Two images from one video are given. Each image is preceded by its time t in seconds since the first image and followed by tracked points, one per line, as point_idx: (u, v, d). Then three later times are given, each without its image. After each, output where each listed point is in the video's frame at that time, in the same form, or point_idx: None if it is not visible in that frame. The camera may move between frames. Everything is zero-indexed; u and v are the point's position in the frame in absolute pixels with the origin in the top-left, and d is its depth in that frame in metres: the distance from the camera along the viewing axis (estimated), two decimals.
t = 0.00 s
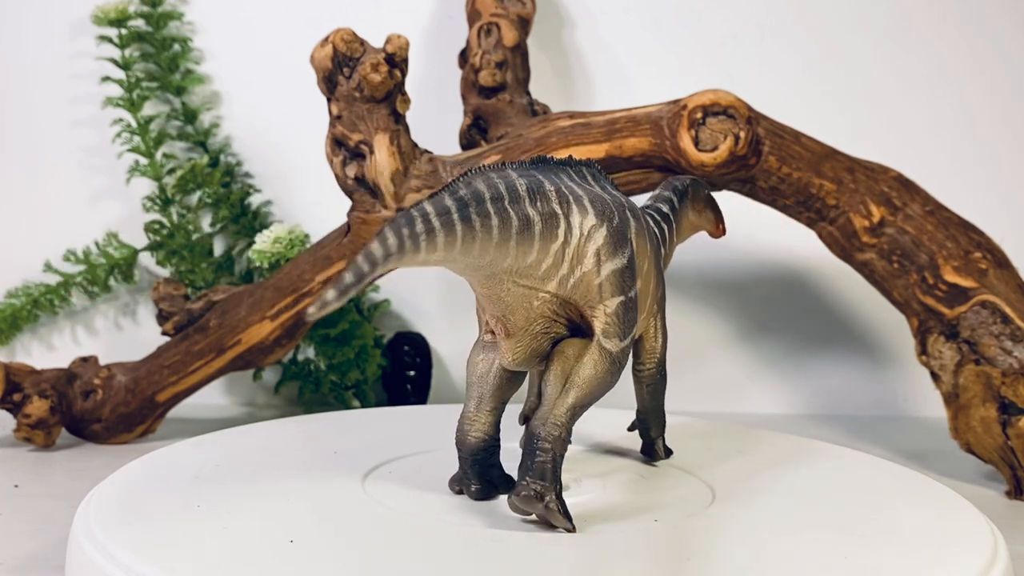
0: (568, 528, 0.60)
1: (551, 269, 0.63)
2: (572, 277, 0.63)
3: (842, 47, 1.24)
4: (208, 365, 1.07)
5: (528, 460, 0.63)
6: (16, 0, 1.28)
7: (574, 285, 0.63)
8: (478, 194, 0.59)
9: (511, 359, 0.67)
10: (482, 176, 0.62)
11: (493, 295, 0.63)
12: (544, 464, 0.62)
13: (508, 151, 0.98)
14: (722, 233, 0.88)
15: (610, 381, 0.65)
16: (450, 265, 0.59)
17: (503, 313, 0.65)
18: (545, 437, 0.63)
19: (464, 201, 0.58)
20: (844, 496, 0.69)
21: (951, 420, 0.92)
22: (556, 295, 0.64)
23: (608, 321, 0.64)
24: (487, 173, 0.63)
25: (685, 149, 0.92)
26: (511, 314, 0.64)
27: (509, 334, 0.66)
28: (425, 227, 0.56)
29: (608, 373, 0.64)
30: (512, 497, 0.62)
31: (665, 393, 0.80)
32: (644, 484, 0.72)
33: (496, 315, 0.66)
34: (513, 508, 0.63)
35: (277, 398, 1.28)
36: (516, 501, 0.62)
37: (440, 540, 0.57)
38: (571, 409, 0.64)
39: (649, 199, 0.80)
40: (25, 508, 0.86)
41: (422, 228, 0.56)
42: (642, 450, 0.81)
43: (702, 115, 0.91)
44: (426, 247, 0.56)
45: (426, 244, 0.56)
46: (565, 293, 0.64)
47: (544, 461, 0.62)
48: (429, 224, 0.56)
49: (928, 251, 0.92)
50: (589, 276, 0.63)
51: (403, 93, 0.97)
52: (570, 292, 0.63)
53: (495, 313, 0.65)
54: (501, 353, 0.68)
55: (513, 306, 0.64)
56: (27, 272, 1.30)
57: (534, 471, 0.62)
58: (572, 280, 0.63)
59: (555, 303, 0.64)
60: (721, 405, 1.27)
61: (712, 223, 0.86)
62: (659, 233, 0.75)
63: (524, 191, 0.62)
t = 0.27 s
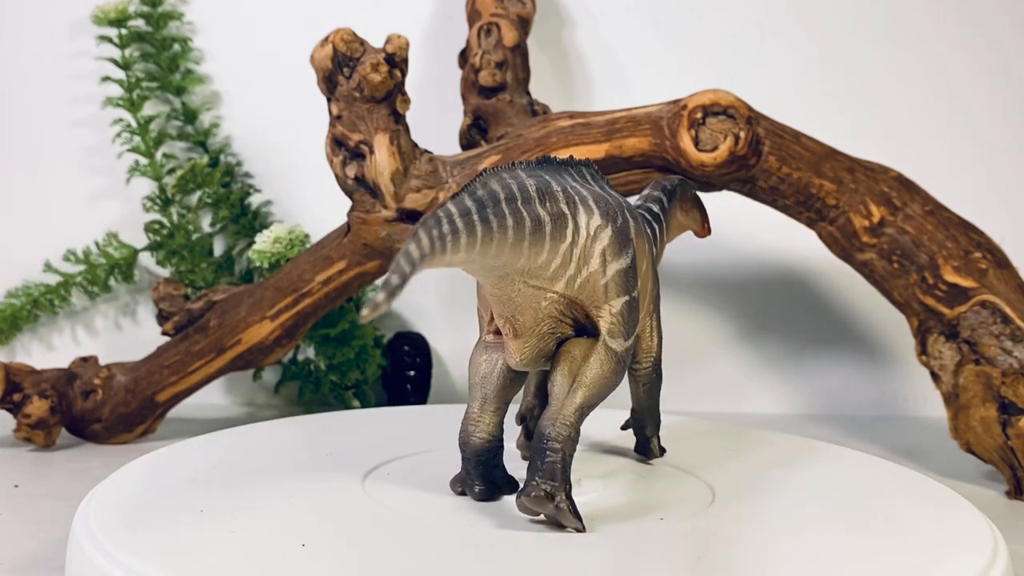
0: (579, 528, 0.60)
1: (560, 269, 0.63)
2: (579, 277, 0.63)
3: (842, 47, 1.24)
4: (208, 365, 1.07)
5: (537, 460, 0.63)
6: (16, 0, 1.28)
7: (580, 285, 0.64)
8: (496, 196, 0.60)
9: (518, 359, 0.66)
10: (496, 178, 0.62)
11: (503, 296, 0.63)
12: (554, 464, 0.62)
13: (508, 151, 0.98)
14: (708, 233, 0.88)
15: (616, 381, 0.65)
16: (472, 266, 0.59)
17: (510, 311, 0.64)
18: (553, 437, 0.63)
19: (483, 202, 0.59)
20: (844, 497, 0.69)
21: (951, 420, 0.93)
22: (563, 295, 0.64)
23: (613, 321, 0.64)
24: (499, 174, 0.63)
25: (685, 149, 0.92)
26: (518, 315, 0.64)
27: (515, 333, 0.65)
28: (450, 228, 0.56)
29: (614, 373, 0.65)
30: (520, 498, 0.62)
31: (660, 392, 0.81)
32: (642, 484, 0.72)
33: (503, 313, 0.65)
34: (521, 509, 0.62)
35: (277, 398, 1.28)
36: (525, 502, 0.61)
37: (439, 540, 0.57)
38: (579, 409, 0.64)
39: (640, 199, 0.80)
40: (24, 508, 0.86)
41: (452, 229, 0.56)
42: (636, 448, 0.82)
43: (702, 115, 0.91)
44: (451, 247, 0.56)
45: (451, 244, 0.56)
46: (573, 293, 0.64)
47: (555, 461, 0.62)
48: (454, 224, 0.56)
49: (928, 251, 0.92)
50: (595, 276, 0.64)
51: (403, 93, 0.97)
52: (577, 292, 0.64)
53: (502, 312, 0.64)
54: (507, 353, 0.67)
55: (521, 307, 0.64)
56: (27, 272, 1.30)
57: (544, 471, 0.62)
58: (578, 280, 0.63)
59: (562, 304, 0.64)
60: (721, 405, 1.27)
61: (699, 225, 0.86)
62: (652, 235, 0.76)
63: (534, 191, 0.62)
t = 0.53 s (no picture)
0: (588, 528, 0.61)
1: (568, 270, 0.63)
2: (585, 277, 0.63)
3: (842, 47, 1.24)
4: (208, 365, 1.07)
5: (547, 460, 0.63)
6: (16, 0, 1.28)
7: (587, 285, 0.64)
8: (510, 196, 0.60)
9: (524, 359, 0.66)
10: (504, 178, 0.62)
11: (512, 296, 0.62)
12: (564, 464, 0.63)
13: (508, 151, 0.98)
14: (694, 233, 0.87)
15: (621, 380, 0.66)
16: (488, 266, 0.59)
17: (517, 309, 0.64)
18: (564, 437, 0.64)
19: (499, 203, 0.59)
20: (844, 497, 0.69)
21: (952, 420, 0.93)
22: (571, 296, 0.64)
23: (619, 321, 0.64)
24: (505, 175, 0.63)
25: (685, 149, 0.92)
26: (527, 316, 0.64)
27: (522, 332, 0.65)
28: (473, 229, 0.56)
29: (619, 372, 0.65)
30: (529, 498, 0.62)
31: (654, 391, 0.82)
32: (641, 484, 0.72)
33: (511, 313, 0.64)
34: (530, 507, 0.63)
35: (277, 398, 1.28)
36: (536, 501, 0.62)
37: (438, 540, 0.57)
38: (587, 408, 0.65)
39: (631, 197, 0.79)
40: (24, 509, 0.86)
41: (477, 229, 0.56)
42: (630, 447, 0.82)
43: (702, 115, 0.91)
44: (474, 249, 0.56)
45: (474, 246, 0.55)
46: (580, 294, 0.64)
47: (565, 461, 0.63)
48: (476, 226, 0.56)
49: (928, 251, 0.92)
50: (601, 276, 0.64)
51: (403, 93, 0.97)
52: (584, 292, 0.64)
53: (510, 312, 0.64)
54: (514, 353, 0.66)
55: (530, 308, 0.63)
56: (27, 272, 1.30)
57: (554, 471, 0.63)
58: (585, 280, 0.63)
59: (569, 304, 0.64)
60: (721, 405, 1.27)
61: (686, 224, 0.85)
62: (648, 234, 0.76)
63: (544, 192, 0.62)
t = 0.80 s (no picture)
0: (597, 528, 0.61)
1: (576, 270, 0.63)
2: (592, 277, 0.63)
3: (842, 47, 1.24)
4: (208, 365, 1.07)
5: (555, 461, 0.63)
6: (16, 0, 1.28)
7: (594, 285, 0.64)
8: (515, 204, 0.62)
9: (531, 360, 0.65)
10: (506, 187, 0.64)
11: (521, 296, 0.62)
12: (574, 465, 0.62)
13: (509, 151, 0.97)
14: (679, 233, 0.86)
15: (626, 379, 0.66)
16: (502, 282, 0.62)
17: (525, 307, 0.63)
18: (572, 438, 0.63)
19: (503, 215, 0.61)
20: (844, 497, 0.69)
21: (952, 420, 0.93)
22: (578, 296, 0.63)
23: (624, 320, 0.64)
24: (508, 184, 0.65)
25: (685, 149, 0.92)
26: (536, 317, 0.63)
27: (530, 332, 0.64)
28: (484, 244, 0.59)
29: (625, 371, 0.65)
30: (538, 498, 0.62)
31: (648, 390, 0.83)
32: (641, 484, 0.72)
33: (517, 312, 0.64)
34: (537, 507, 0.62)
35: (277, 398, 1.28)
36: (544, 501, 0.61)
37: (439, 540, 0.57)
38: (595, 408, 0.64)
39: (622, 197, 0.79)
40: (24, 509, 0.86)
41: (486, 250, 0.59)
42: (623, 444, 0.83)
43: (702, 115, 0.91)
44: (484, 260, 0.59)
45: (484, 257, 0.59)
46: (586, 294, 0.63)
47: (575, 462, 0.62)
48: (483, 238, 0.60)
49: (928, 251, 0.92)
50: (607, 276, 0.64)
51: (403, 93, 0.97)
52: (590, 292, 0.64)
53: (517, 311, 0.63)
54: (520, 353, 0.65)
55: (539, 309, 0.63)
56: (27, 272, 1.30)
57: (563, 471, 0.62)
58: (591, 280, 0.63)
59: (576, 304, 0.64)
60: (721, 405, 1.27)
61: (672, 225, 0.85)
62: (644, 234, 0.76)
63: (552, 194, 0.64)
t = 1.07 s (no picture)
0: (606, 528, 0.61)
1: (584, 270, 0.63)
2: (598, 277, 0.64)
3: (842, 46, 1.24)
4: (208, 365, 1.07)
5: (563, 461, 0.63)
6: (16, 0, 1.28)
7: (600, 285, 0.64)
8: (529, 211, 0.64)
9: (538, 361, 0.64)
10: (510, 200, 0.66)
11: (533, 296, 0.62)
12: (584, 464, 0.62)
13: (509, 151, 0.97)
14: (665, 233, 0.84)
15: (630, 379, 0.66)
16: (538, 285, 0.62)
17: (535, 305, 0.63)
18: (581, 438, 0.63)
19: (524, 220, 0.63)
20: (844, 496, 0.69)
21: (951, 420, 0.93)
22: (585, 296, 0.63)
23: (629, 320, 0.65)
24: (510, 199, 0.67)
25: (685, 149, 0.92)
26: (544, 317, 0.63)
27: (538, 332, 0.63)
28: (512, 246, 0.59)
29: (630, 371, 0.66)
30: (548, 497, 0.61)
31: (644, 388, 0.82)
32: (642, 484, 0.72)
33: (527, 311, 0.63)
34: (545, 507, 0.62)
35: (277, 398, 1.28)
36: (554, 501, 0.61)
37: (439, 540, 0.57)
38: (603, 408, 0.64)
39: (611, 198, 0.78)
40: (24, 508, 0.86)
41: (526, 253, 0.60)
42: (617, 442, 0.83)
43: (702, 115, 0.91)
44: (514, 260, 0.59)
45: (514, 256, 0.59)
46: (593, 294, 0.64)
47: (585, 462, 0.62)
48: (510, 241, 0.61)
49: (928, 251, 0.92)
50: (612, 276, 0.64)
51: (403, 93, 0.97)
52: (596, 292, 0.64)
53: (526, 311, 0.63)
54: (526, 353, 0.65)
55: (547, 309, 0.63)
56: (27, 272, 1.30)
57: (572, 470, 0.62)
58: (598, 280, 0.64)
59: (582, 304, 0.64)
60: (721, 405, 1.27)
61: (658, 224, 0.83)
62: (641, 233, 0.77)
63: (561, 198, 0.66)
